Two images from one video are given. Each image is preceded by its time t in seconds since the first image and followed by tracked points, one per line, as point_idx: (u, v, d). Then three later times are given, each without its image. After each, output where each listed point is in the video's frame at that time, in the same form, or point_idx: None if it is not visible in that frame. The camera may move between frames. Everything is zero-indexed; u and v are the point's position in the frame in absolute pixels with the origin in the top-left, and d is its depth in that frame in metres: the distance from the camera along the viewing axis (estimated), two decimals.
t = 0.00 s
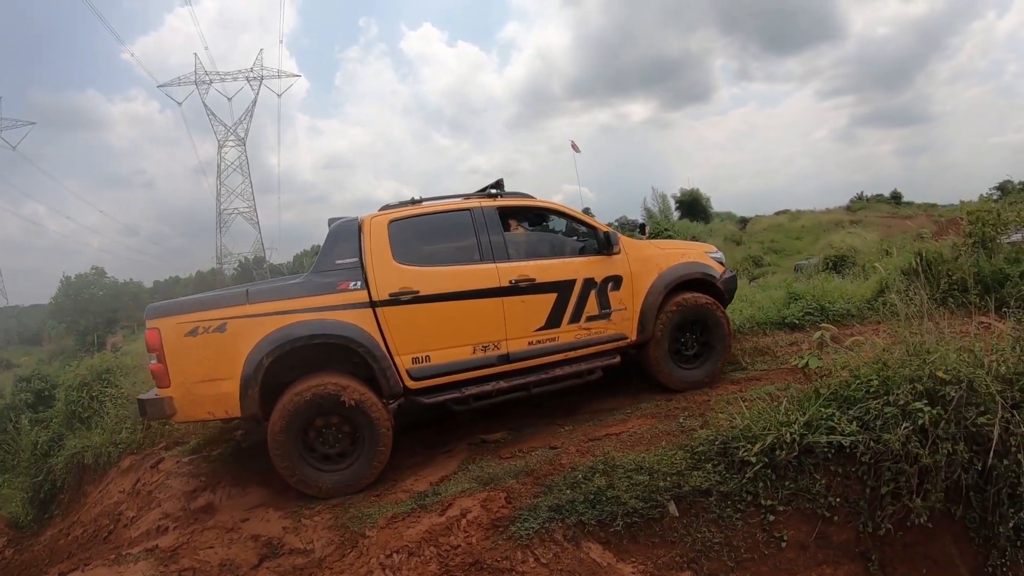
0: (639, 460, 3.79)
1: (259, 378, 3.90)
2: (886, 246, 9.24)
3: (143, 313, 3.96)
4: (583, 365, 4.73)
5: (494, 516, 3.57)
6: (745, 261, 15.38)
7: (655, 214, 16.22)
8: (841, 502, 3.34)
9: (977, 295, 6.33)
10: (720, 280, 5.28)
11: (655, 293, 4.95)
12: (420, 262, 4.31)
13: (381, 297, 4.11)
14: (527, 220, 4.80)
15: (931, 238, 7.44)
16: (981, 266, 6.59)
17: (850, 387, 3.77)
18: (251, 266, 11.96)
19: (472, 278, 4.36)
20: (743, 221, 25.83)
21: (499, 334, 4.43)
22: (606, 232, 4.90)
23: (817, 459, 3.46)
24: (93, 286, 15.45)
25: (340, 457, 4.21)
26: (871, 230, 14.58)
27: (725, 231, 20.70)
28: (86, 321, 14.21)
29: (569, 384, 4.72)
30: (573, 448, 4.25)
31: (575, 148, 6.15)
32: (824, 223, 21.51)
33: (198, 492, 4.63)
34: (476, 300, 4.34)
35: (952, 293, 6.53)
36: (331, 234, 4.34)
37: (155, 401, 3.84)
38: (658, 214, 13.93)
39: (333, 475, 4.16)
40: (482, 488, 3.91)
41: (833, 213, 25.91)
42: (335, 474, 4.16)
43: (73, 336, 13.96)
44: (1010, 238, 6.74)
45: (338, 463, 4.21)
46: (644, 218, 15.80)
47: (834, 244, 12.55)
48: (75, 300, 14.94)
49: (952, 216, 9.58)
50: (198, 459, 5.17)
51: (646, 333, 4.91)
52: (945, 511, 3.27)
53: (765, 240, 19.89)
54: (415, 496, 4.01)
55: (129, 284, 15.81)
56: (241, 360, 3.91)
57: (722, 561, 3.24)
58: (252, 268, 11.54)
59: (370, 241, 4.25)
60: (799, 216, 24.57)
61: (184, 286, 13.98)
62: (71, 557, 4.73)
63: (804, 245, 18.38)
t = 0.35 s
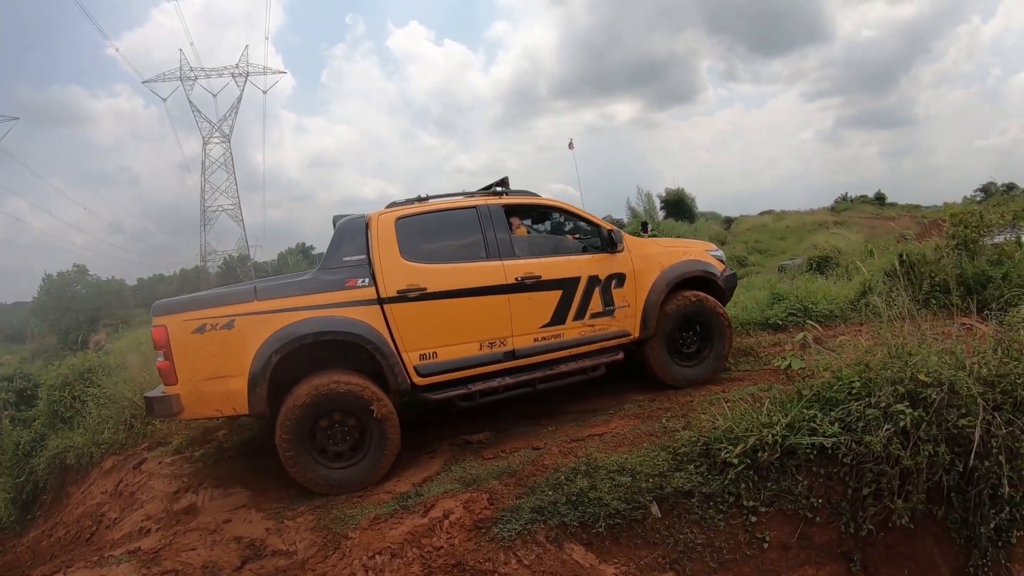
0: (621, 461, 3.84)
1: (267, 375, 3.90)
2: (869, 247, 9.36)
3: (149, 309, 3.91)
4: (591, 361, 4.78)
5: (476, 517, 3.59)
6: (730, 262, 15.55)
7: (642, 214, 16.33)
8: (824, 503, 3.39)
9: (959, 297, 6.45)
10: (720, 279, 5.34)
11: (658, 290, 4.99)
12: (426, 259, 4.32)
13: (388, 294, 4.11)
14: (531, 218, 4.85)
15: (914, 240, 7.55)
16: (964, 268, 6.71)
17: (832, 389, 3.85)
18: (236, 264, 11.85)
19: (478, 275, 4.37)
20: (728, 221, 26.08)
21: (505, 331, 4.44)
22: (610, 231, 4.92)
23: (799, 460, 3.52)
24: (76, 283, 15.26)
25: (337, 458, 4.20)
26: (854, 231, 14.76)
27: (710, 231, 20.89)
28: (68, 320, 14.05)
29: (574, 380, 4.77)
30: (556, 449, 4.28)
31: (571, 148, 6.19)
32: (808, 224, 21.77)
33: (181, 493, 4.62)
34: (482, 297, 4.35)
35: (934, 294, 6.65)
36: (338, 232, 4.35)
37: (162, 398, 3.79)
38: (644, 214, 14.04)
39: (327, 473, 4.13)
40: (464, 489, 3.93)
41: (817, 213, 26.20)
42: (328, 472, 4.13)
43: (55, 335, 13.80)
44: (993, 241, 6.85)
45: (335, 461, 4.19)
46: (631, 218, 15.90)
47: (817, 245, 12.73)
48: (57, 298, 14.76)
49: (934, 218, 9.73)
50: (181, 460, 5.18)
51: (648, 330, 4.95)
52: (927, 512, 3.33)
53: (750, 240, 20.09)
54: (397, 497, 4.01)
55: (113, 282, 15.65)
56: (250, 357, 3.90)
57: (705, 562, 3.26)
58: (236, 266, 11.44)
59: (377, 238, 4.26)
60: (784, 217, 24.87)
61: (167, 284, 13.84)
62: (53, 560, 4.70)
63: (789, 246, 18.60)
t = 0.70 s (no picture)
0: (607, 457, 3.86)
1: (289, 366, 3.89)
2: (853, 243, 9.45)
3: (171, 299, 3.91)
4: (604, 354, 4.79)
5: (462, 515, 3.59)
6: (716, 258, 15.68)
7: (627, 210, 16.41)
8: (810, 498, 3.46)
9: (943, 293, 6.56)
10: (733, 275, 5.38)
11: (673, 285, 5.03)
12: (447, 252, 4.34)
13: (411, 287, 4.13)
14: (549, 212, 4.91)
15: (898, 236, 7.64)
16: (948, 264, 6.80)
17: (817, 384, 3.91)
18: (220, 262, 11.74)
19: (498, 268, 4.39)
20: (713, 218, 26.29)
21: (523, 324, 4.46)
22: (627, 226, 4.94)
23: (785, 455, 3.57)
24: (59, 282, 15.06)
25: (345, 447, 4.19)
26: (837, 228, 14.90)
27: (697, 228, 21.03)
28: (50, 319, 13.87)
29: (590, 373, 4.77)
30: (543, 446, 4.30)
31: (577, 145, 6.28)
32: (793, 220, 21.99)
33: (167, 493, 4.61)
34: (502, 290, 4.38)
35: (919, 290, 6.75)
36: (361, 225, 4.36)
37: (183, 388, 3.80)
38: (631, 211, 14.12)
39: (332, 455, 4.10)
40: (451, 487, 3.92)
41: (802, 210, 26.45)
42: (333, 456, 4.11)
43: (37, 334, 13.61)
44: (977, 237, 6.92)
45: (343, 448, 4.18)
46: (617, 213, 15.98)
47: (801, 241, 12.88)
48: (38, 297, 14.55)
49: (917, 215, 9.85)
50: (166, 460, 5.21)
51: (663, 324, 4.98)
52: (912, 506, 3.42)
53: (736, 237, 20.25)
54: (384, 495, 3.99)
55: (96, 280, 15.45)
56: (271, 347, 3.88)
57: (691, 559, 3.32)
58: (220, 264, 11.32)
59: (400, 230, 4.26)
60: (768, 213, 25.10)
61: (151, 283, 13.70)
62: (40, 563, 4.68)
63: (774, 243, 18.79)
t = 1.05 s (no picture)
0: (592, 451, 3.90)
1: (286, 359, 3.89)
2: (836, 238, 9.56)
3: (168, 293, 3.88)
4: (598, 346, 4.82)
5: (449, 510, 3.61)
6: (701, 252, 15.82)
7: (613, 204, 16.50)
8: (794, 489, 3.51)
9: (925, 286, 6.66)
10: (726, 267, 5.41)
11: (667, 277, 5.07)
12: (442, 245, 4.34)
13: (407, 280, 4.13)
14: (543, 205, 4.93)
15: (881, 230, 7.73)
16: (930, 258, 6.93)
17: (801, 375, 3.94)
18: (203, 260, 11.63)
19: (493, 261, 4.40)
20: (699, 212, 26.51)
21: (518, 316, 4.49)
22: (622, 218, 4.96)
23: (769, 446, 3.62)
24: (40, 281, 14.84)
25: (338, 437, 4.19)
26: (819, 222, 15.08)
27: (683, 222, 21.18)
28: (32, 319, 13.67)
29: (584, 365, 4.81)
30: (528, 440, 4.32)
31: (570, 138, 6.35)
32: (777, 215, 22.22)
33: (153, 493, 4.59)
34: (498, 283, 4.39)
35: (902, 283, 6.85)
36: (356, 218, 4.36)
37: (180, 383, 3.79)
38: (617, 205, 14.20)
39: (325, 443, 4.09)
40: (436, 482, 3.93)
41: (787, 205, 26.71)
42: (326, 443, 4.10)
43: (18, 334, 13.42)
44: (958, 230, 7.01)
45: (337, 438, 4.18)
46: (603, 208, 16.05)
47: (784, 235, 13.04)
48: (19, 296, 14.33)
49: (899, 209, 9.96)
50: (152, 460, 5.19)
51: (657, 316, 5.02)
52: (897, 495, 3.48)
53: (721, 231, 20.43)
54: (370, 491, 3.99)
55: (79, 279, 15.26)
56: (268, 341, 3.88)
57: (677, 549, 3.37)
58: (204, 262, 11.23)
59: (396, 223, 4.26)
60: (753, 208, 25.35)
61: (134, 282, 13.56)
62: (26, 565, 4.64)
63: (758, 237, 18.99)
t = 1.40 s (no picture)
0: (576, 443, 3.92)
1: (267, 354, 3.87)
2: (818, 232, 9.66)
3: (148, 290, 3.86)
4: (579, 340, 4.84)
5: (434, 502, 3.63)
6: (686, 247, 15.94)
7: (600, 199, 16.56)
8: (778, 480, 3.57)
9: (907, 280, 6.75)
10: (707, 260, 5.45)
11: (648, 271, 5.10)
12: (423, 238, 4.34)
13: (387, 274, 4.13)
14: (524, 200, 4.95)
15: (864, 225, 7.83)
16: (912, 253, 7.00)
17: (783, 368, 4.01)
18: (185, 253, 11.51)
19: (474, 255, 4.41)
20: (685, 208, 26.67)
21: (500, 309, 4.50)
22: (602, 211, 5.02)
23: (752, 438, 3.67)
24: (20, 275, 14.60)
25: (320, 431, 4.18)
26: (803, 217, 15.24)
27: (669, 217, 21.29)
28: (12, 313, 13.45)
29: (565, 359, 4.83)
30: (512, 433, 4.35)
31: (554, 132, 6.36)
32: (763, 210, 22.43)
33: (135, 488, 4.57)
34: (478, 277, 4.40)
35: (884, 277, 6.94)
36: (337, 212, 4.35)
37: (161, 379, 3.77)
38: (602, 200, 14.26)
39: (307, 438, 4.09)
40: (420, 475, 3.95)
41: (771, 201, 26.97)
42: (307, 438, 4.09)
43: None
44: (940, 226, 7.16)
45: (319, 432, 4.17)
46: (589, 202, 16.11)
47: (768, 230, 13.16)
48: None
49: (881, 205, 10.10)
50: (134, 455, 5.16)
51: (638, 310, 5.06)
52: (879, 486, 3.54)
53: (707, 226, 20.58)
54: (354, 484, 4.00)
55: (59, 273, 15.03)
56: (249, 337, 3.86)
57: (661, 540, 3.41)
58: (186, 255, 11.11)
59: (376, 217, 4.25)
60: (738, 203, 25.54)
61: (116, 276, 13.39)
62: (7, 562, 4.60)
63: (744, 231, 19.16)
